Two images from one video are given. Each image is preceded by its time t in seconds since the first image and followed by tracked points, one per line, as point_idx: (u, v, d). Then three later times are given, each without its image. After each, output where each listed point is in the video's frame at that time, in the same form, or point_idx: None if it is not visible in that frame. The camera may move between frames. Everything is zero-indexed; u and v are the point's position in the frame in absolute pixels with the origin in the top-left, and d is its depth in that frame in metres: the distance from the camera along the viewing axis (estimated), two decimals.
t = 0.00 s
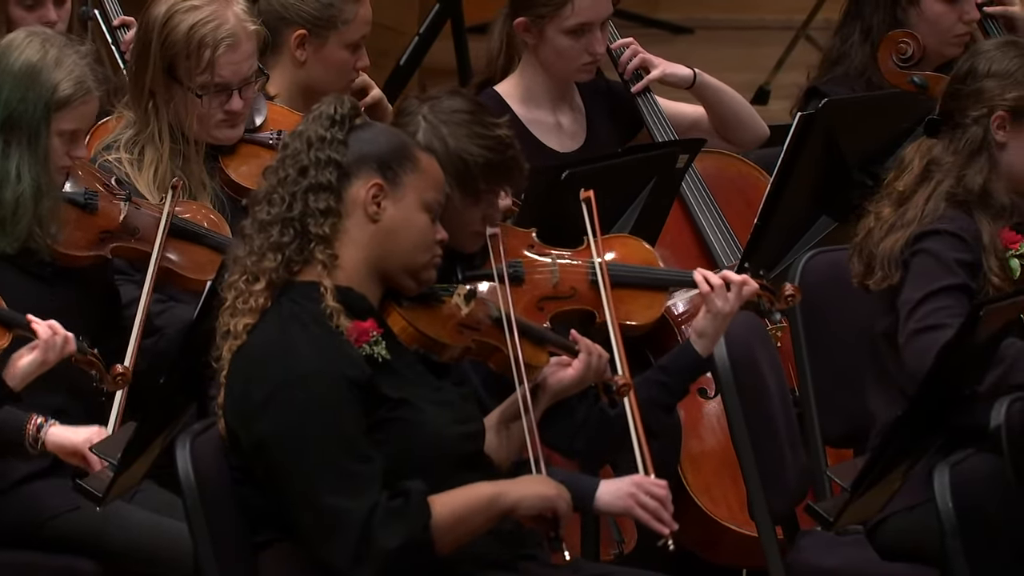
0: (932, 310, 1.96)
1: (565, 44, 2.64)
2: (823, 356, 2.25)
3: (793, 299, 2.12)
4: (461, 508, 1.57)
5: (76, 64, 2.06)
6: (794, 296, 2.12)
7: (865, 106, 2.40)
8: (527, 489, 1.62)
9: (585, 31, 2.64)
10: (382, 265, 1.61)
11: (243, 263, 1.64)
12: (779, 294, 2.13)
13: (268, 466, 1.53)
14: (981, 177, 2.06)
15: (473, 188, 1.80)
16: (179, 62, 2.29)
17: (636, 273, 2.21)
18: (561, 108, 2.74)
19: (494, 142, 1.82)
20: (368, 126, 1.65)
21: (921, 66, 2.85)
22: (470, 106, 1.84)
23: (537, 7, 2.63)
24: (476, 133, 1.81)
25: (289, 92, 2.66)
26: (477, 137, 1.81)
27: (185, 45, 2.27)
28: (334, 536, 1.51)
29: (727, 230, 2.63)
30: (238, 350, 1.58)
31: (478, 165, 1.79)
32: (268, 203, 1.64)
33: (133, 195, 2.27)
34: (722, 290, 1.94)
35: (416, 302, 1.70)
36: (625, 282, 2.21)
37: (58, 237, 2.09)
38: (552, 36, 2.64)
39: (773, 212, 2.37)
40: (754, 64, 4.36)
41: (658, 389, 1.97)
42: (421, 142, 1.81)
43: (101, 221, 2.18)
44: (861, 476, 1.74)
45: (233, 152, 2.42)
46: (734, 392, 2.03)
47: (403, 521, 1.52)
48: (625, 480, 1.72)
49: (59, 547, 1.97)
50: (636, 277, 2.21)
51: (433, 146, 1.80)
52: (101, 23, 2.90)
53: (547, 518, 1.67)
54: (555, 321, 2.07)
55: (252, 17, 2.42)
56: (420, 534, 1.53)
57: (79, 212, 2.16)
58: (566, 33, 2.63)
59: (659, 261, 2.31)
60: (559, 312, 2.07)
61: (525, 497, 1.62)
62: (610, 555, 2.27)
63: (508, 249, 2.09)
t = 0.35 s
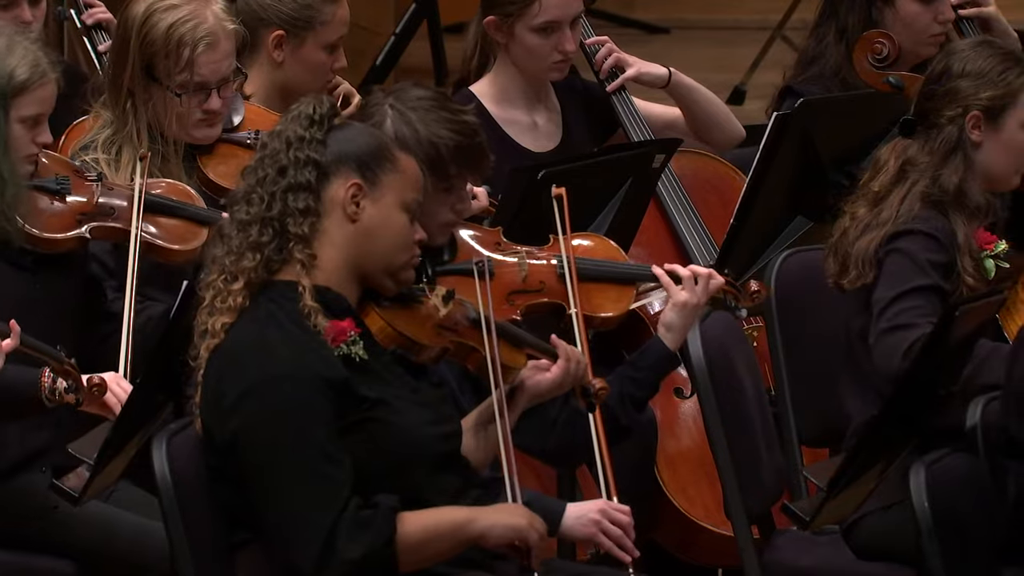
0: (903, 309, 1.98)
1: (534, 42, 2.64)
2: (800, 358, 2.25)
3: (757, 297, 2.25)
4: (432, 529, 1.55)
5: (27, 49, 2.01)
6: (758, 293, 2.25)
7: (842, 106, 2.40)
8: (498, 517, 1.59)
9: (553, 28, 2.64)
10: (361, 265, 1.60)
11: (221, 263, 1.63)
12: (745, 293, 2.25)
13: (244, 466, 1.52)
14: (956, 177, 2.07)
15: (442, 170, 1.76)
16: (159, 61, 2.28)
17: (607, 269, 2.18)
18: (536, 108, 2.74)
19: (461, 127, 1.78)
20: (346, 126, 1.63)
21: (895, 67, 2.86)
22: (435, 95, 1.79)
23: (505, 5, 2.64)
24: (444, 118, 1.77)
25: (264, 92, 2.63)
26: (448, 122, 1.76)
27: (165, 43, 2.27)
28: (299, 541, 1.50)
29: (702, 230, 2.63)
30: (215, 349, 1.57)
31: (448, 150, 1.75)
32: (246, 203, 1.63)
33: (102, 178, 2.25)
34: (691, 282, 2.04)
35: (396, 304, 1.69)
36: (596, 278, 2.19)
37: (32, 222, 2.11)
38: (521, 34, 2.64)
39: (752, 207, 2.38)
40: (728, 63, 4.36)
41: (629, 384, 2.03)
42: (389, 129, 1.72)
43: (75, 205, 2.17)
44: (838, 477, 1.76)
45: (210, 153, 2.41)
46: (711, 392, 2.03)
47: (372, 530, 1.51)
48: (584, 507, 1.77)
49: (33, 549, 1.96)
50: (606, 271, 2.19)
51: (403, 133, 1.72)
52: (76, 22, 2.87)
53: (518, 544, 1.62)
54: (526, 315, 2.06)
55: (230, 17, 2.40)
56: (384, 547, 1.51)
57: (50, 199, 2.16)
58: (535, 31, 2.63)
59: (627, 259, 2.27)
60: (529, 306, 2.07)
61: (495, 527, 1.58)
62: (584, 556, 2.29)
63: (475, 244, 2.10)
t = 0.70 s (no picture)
0: (872, 309, 1.99)
1: (510, 42, 2.63)
2: (777, 358, 2.25)
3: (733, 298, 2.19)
4: (411, 522, 1.54)
5: None
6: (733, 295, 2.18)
7: (819, 108, 2.41)
8: (478, 506, 1.58)
9: (528, 29, 2.63)
10: (339, 266, 1.59)
11: (199, 263, 1.62)
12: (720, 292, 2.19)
13: (220, 467, 1.51)
14: (933, 178, 2.08)
15: (428, 172, 1.77)
16: (134, 63, 2.26)
17: (584, 268, 2.17)
18: (512, 109, 2.73)
19: (443, 126, 1.80)
20: (325, 126, 1.63)
21: (872, 67, 2.87)
22: (414, 94, 1.82)
23: (481, 6, 2.63)
24: (426, 119, 1.79)
25: (243, 93, 2.63)
26: (429, 122, 1.79)
27: (141, 45, 2.25)
28: (278, 540, 1.49)
29: (679, 231, 2.63)
30: (193, 349, 1.56)
31: (433, 150, 1.78)
32: (224, 203, 1.62)
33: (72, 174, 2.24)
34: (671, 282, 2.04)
35: (372, 304, 1.68)
36: (569, 276, 2.16)
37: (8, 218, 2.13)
38: (497, 34, 2.64)
39: (727, 213, 2.38)
40: (706, 64, 4.37)
41: (608, 383, 2.03)
42: (373, 131, 1.76)
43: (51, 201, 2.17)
44: (815, 476, 1.76)
45: (186, 154, 2.40)
46: (686, 392, 2.02)
47: (354, 527, 1.50)
48: (569, 490, 1.77)
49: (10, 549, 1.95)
50: (581, 270, 2.17)
51: (386, 134, 1.76)
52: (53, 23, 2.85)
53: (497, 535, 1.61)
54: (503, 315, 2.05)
55: (207, 19, 2.38)
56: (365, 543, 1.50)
57: (25, 196, 2.17)
58: (510, 32, 2.63)
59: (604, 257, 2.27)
60: (506, 305, 2.05)
61: (475, 516, 1.57)
62: (562, 555, 2.26)
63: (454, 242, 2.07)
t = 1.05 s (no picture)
0: (843, 317, 1.99)
1: (489, 43, 2.63)
2: (754, 358, 2.25)
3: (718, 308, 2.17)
4: (394, 514, 1.55)
5: None
6: (719, 306, 2.16)
7: (796, 108, 2.42)
8: (461, 495, 1.59)
9: (508, 31, 2.62)
10: (319, 266, 1.59)
11: (179, 262, 1.61)
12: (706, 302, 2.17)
13: (200, 467, 1.51)
14: (910, 179, 2.09)
15: (417, 178, 1.79)
16: (109, 66, 2.24)
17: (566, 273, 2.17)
18: (489, 110, 2.73)
19: (433, 131, 1.81)
20: (306, 127, 1.63)
21: (848, 68, 2.88)
22: (405, 98, 1.83)
23: (461, 5, 2.62)
24: (416, 123, 1.80)
25: (219, 93, 2.62)
26: (418, 127, 1.80)
27: (115, 48, 2.23)
28: (262, 535, 1.48)
29: (656, 231, 2.63)
30: (172, 348, 1.55)
31: (423, 155, 1.78)
32: (204, 202, 1.62)
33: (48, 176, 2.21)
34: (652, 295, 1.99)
35: (351, 305, 1.68)
36: (551, 281, 2.17)
37: None
38: (476, 35, 2.63)
39: (704, 213, 2.39)
40: (682, 65, 4.38)
41: (586, 389, 1.98)
42: (363, 134, 1.78)
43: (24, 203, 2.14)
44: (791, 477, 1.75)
45: (161, 156, 2.39)
46: (664, 393, 2.04)
47: (340, 521, 1.51)
48: (555, 477, 1.78)
49: None
50: (563, 275, 2.17)
51: (376, 137, 1.77)
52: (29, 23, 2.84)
53: (481, 526, 1.62)
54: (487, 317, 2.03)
55: (182, 20, 2.37)
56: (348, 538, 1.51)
57: None
58: (490, 32, 2.62)
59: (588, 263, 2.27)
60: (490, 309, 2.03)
61: (458, 506, 1.58)
62: (540, 555, 2.25)
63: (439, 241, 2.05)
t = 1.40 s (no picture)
0: (823, 319, 2.00)
1: (469, 42, 2.62)
2: (731, 358, 2.25)
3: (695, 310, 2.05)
4: (374, 507, 1.54)
5: None
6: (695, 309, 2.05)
7: (772, 109, 2.42)
8: (440, 486, 1.60)
9: (489, 31, 2.62)
10: (298, 266, 1.58)
11: (158, 261, 1.61)
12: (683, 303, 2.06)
13: (178, 466, 1.50)
14: (886, 179, 2.10)
15: (397, 174, 1.79)
16: (85, 66, 2.23)
17: (546, 275, 2.17)
18: (466, 109, 2.72)
19: (413, 129, 1.82)
20: (285, 127, 1.62)
21: (825, 68, 2.89)
22: (385, 97, 1.84)
23: (442, 4, 2.62)
24: (396, 122, 1.81)
25: (194, 93, 2.60)
26: (400, 125, 1.81)
27: (91, 48, 2.22)
28: (245, 532, 1.48)
29: (632, 231, 2.63)
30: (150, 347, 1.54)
31: (403, 154, 1.79)
32: (183, 201, 1.61)
33: (22, 181, 2.18)
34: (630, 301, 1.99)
35: (328, 305, 1.67)
36: (528, 283, 2.16)
37: None
38: (456, 34, 2.62)
39: (682, 211, 2.38)
40: (659, 66, 4.38)
41: (565, 393, 1.96)
42: (342, 133, 1.78)
43: None
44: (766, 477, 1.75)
45: (139, 155, 2.37)
46: (640, 392, 2.05)
47: (321, 516, 1.50)
48: (521, 491, 1.76)
49: None
50: (542, 276, 2.17)
51: (355, 136, 1.78)
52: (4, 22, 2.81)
53: (459, 514, 1.64)
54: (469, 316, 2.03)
55: (158, 21, 2.36)
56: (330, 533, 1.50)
57: None
58: (470, 32, 2.62)
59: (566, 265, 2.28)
60: (470, 308, 2.03)
61: (438, 496, 1.59)
62: (516, 555, 2.27)
63: (417, 241, 2.05)
